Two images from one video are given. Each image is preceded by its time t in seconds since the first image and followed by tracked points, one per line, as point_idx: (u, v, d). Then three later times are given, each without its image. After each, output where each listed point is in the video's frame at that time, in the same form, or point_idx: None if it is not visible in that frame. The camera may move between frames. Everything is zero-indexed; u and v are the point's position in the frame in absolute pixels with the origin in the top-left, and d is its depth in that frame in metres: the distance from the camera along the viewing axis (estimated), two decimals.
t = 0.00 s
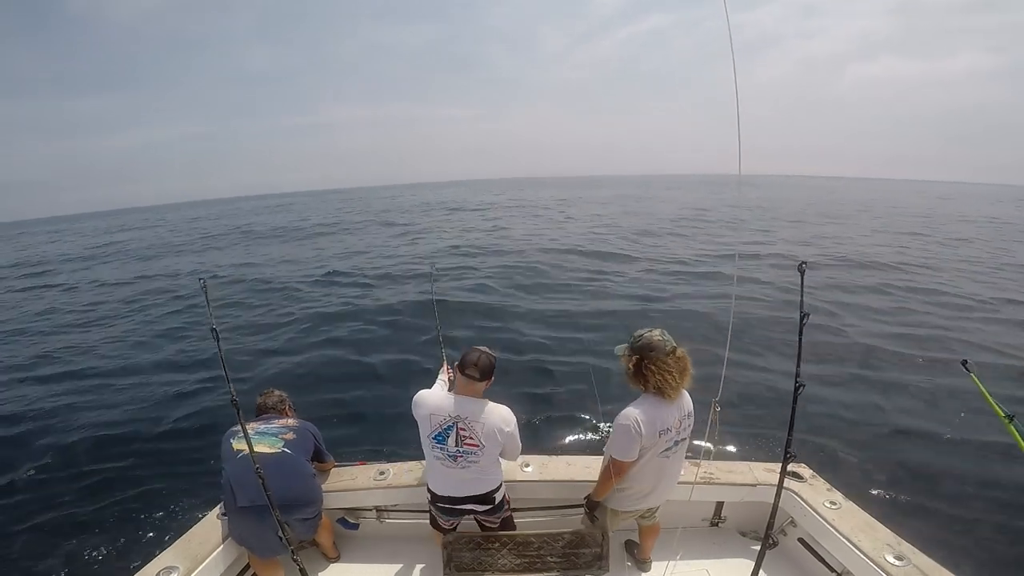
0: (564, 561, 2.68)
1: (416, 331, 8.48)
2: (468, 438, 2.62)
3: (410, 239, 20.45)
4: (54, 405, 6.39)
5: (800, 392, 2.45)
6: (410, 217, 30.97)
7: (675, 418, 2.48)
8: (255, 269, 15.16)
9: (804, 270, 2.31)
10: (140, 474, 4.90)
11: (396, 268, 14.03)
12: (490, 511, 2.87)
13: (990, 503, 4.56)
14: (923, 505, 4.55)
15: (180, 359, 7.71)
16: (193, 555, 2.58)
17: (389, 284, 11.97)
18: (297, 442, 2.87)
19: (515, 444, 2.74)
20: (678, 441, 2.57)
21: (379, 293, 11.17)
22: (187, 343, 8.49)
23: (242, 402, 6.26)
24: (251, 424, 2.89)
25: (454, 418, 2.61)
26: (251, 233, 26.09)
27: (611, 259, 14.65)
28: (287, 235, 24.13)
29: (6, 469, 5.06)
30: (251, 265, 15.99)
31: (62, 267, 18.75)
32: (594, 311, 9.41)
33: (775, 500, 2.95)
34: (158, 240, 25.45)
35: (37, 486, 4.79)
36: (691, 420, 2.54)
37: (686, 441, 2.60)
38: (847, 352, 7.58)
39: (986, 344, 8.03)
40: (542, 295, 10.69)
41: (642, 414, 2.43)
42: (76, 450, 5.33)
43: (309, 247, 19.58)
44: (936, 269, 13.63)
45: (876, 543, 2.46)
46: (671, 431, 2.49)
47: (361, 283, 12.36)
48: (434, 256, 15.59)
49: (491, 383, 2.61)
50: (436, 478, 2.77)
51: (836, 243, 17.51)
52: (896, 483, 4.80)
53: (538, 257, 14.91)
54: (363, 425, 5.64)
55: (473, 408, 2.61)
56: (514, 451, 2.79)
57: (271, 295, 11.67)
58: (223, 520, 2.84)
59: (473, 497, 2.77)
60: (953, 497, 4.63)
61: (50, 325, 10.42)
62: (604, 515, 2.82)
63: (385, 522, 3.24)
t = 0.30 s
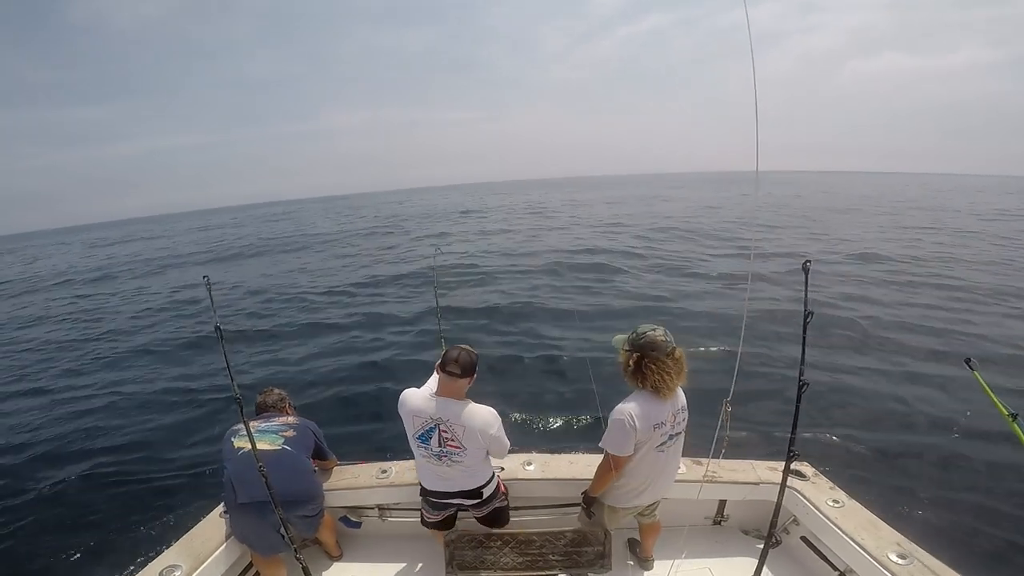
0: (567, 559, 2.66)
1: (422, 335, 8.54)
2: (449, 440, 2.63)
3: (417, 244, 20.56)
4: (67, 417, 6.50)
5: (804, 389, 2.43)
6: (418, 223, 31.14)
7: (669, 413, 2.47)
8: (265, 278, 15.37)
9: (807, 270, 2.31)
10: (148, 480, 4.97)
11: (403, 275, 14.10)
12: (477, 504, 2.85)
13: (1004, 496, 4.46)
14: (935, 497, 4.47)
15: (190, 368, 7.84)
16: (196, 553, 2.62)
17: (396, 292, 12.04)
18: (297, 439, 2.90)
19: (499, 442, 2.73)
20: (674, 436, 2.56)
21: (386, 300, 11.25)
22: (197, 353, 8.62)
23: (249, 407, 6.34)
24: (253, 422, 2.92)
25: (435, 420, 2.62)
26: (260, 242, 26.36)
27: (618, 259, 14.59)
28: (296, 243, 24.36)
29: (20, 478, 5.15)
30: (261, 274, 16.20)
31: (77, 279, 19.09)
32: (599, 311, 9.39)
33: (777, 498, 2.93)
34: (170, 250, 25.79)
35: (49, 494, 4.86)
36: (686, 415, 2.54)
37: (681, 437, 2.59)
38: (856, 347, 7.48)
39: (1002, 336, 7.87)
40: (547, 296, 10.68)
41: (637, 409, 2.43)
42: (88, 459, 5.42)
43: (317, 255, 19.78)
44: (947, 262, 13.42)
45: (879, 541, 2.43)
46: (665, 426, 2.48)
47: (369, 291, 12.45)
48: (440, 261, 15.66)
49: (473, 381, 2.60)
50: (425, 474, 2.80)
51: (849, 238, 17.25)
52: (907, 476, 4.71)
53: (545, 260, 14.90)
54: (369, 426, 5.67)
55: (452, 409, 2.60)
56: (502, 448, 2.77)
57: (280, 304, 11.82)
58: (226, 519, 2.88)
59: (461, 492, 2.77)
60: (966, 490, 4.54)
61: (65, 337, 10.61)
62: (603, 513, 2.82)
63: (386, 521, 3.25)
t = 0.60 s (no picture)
0: (571, 556, 2.65)
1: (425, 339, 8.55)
2: (468, 439, 2.63)
3: (421, 248, 20.63)
4: (75, 423, 6.56)
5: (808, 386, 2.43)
6: (422, 226, 31.18)
7: (670, 405, 2.47)
8: (270, 285, 15.42)
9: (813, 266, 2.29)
10: (155, 486, 5.01)
11: (407, 279, 14.13)
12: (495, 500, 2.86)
13: (1010, 492, 4.43)
14: (940, 494, 4.45)
15: (195, 375, 7.88)
16: (201, 550, 2.62)
17: (400, 296, 12.08)
18: (301, 434, 2.91)
19: (515, 438, 2.73)
20: (674, 429, 2.56)
21: (389, 305, 11.29)
22: (202, 359, 8.67)
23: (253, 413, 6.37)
24: (258, 418, 2.93)
25: (453, 420, 2.61)
26: (266, 247, 26.53)
27: (622, 260, 14.58)
28: (301, 248, 24.49)
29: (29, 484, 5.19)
30: (266, 281, 16.26)
31: (85, 285, 19.28)
32: (603, 313, 9.38)
33: (782, 495, 2.92)
34: (176, 257, 25.99)
35: (59, 501, 4.91)
36: (686, 408, 2.53)
37: (682, 430, 2.59)
38: (860, 344, 7.46)
39: (1010, 333, 7.80)
40: (551, 298, 10.69)
41: (638, 401, 2.43)
42: (96, 466, 5.46)
43: (321, 261, 19.84)
44: (952, 260, 13.36)
45: (884, 538, 2.43)
46: (666, 419, 2.48)
47: (373, 295, 12.49)
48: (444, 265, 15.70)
49: (487, 378, 2.61)
50: (442, 472, 2.80)
51: (854, 237, 17.17)
52: (912, 474, 4.70)
53: (547, 262, 14.91)
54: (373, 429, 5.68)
55: (470, 408, 2.60)
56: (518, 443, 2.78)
57: (285, 311, 11.88)
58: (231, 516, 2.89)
59: (480, 489, 2.78)
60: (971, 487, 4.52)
61: (74, 343, 10.71)
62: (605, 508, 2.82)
63: (391, 517, 3.26)
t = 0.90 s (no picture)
0: (575, 555, 2.64)
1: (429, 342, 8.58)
2: (496, 434, 2.63)
3: (423, 252, 20.66)
4: (80, 426, 6.57)
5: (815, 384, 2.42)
6: (425, 229, 31.22)
7: (673, 402, 2.47)
8: (273, 289, 15.46)
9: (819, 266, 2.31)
10: (161, 486, 5.02)
11: (410, 283, 14.16)
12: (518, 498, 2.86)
13: (1018, 492, 4.41)
14: (946, 495, 4.44)
15: (199, 377, 7.91)
16: (207, 548, 2.63)
17: (403, 300, 12.09)
18: (305, 433, 2.92)
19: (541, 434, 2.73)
20: (678, 426, 2.56)
21: (393, 308, 11.33)
22: (207, 362, 8.70)
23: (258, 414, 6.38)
24: (262, 416, 2.93)
25: (482, 415, 2.61)
26: (270, 251, 26.62)
27: (625, 264, 14.60)
28: (304, 252, 24.54)
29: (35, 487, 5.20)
30: (270, 284, 16.30)
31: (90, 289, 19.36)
32: (606, 316, 9.41)
33: (787, 494, 2.92)
34: (181, 261, 26.12)
35: (65, 502, 4.92)
36: (689, 405, 2.53)
37: (686, 426, 2.59)
38: (865, 346, 7.44)
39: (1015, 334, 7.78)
40: (555, 301, 10.70)
41: (643, 398, 2.43)
42: (102, 466, 5.47)
43: (325, 264, 19.91)
44: (956, 262, 13.34)
45: (890, 537, 2.43)
46: (671, 415, 2.48)
47: (376, 299, 12.51)
48: (447, 269, 15.72)
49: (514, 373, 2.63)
50: (467, 469, 2.79)
51: (857, 240, 17.16)
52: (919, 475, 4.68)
53: (551, 266, 14.93)
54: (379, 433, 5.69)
55: (499, 403, 2.61)
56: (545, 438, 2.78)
57: (289, 315, 11.93)
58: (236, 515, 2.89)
59: (504, 485, 2.79)
60: (979, 488, 4.50)
61: (79, 348, 10.76)
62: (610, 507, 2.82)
63: (396, 516, 3.25)
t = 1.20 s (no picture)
0: (580, 558, 2.64)
1: (431, 345, 8.57)
2: (506, 433, 2.64)
3: (425, 255, 20.67)
4: (83, 428, 6.57)
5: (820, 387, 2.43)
6: (426, 232, 31.26)
7: (678, 406, 2.47)
8: (275, 291, 15.46)
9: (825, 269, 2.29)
10: (164, 490, 5.01)
11: (413, 286, 14.18)
12: (524, 500, 2.86)
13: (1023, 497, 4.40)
14: (950, 499, 4.44)
15: (201, 380, 7.90)
16: (212, 551, 2.62)
17: (406, 303, 12.10)
18: (311, 435, 2.91)
19: (550, 433, 2.75)
20: (683, 431, 2.56)
21: (395, 311, 11.32)
22: (208, 364, 8.69)
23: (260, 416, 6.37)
24: (268, 418, 2.94)
25: (492, 415, 2.63)
26: (272, 253, 26.64)
27: (627, 268, 14.62)
28: (305, 254, 24.54)
29: (38, 489, 5.20)
30: (271, 286, 16.30)
31: (93, 289, 19.37)
32: (609, 321, 9.39)
33: (793, 496, 2.92)
34: (181, 262, 26.12)
35: (68, 505, 4.91)
36: (694, 410, 2.53)
37: (691, 431, 2.58)
38: (868, 351, 7.45)
39: (1016, 342, 7.79)
40: (557, 305, 10.70)
41: (645, 403, 2.44)
42: (105, 469, 5.46)
43: (326, 266, 19.92)
44: (957, 270, 13.37)
45: (896, 540, 2.42)
46: (675, 420, 2.49)
47: (379, 302, 12.51)
48: (450, 272, 15.74)
49: (524, 372, 2.64)
50: (474, 469, 2.80)
51: (859, 247, 17.18)
52: (923, 478, 4.68)
53: (553, 270, 14.95)
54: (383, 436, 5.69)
55: (509, 402, 2.63)
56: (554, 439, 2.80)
57: (290, 317, 11.92)
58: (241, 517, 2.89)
59: (512, 485, 2.79)
60: (983, 492, 4.49)
61: (81, 349, 10.76)
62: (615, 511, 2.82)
63: (400, 519, 3.26)
